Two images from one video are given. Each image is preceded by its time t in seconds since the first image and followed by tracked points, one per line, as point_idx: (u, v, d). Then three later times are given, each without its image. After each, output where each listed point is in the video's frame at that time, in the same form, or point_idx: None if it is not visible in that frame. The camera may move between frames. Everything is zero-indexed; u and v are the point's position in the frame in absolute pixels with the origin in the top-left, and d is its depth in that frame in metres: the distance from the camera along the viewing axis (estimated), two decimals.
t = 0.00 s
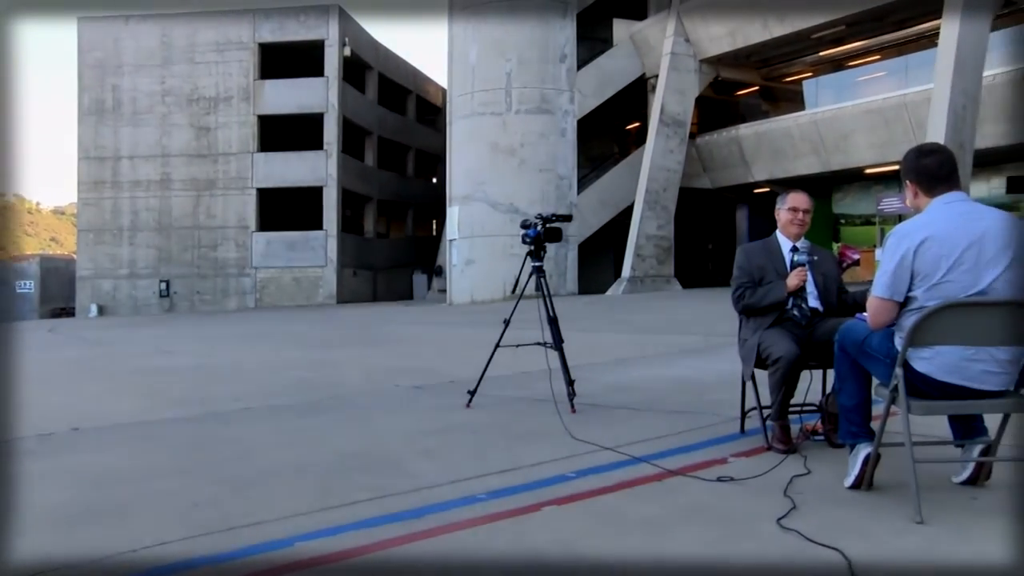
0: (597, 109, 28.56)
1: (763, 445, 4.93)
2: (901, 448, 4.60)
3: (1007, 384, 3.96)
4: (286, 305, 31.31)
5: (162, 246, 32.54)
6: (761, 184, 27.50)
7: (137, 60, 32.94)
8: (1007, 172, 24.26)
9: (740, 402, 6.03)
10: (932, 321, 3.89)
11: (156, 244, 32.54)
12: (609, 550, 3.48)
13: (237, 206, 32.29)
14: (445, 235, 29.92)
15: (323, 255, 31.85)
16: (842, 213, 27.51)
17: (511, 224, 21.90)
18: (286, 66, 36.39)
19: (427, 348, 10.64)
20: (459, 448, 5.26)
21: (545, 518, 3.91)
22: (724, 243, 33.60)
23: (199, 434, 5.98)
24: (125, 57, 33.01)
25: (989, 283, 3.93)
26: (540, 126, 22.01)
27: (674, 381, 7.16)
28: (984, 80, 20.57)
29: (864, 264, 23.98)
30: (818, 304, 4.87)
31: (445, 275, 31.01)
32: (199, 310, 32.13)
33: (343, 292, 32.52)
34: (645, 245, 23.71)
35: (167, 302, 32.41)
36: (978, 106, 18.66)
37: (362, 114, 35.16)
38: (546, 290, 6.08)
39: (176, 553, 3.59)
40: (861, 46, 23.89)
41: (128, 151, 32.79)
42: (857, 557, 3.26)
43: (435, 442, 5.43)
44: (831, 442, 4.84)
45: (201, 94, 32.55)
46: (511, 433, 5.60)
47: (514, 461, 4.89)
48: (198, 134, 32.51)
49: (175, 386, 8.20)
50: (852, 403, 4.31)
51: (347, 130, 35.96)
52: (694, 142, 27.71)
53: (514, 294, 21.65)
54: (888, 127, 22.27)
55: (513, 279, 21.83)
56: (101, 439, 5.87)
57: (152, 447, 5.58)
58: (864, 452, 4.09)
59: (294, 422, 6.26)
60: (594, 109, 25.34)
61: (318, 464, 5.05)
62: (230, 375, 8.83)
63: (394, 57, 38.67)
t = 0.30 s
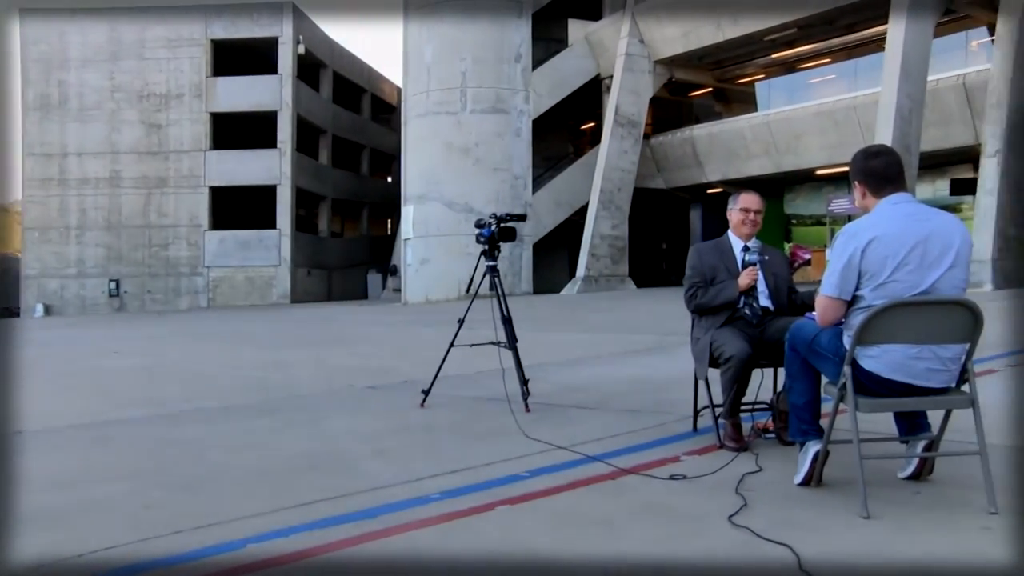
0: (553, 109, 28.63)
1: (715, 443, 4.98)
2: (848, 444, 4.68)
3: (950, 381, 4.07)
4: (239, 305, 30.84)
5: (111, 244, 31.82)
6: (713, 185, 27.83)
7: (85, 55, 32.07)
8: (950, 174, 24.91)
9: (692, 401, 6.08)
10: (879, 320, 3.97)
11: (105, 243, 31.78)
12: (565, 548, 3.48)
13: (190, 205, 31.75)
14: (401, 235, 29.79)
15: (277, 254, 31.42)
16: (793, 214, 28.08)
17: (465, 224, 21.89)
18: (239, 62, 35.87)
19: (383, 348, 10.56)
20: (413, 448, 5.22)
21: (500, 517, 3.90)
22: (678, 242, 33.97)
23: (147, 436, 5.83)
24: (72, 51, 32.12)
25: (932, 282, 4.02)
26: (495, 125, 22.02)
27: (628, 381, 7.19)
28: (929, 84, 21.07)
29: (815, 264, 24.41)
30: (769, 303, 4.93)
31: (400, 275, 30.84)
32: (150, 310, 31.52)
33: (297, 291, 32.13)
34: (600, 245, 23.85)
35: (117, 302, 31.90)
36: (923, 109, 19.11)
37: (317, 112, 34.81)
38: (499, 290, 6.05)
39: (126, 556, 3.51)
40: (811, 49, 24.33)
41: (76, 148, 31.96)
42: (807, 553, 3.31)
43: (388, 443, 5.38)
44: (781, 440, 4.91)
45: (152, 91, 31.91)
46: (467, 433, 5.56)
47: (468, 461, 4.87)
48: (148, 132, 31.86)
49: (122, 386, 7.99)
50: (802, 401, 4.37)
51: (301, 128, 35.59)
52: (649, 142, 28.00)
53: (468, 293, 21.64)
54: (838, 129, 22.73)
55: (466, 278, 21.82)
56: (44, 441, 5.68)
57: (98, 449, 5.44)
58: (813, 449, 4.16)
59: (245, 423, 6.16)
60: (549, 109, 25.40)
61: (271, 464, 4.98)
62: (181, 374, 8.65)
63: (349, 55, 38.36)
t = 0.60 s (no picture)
0: (513, 108, 28.63)
1: (673, 442, 5.02)
2: (802, 443, 4.75)
3: (901, 380, 4.15)
4: (197, 305, 30.40)
5: (65, 244, 31.09)
6: (673, 186, 28.07)
7: (36, 49, 30.99)
8: (903, 176, 25.44)
9: (650, 402, 6.12)
10: (834, 320, 4.04)
11: (58, 243, 31.04)
12: (523, 548, 3.48)
13: (145, 204, 31.23)
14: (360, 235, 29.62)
15: (235, 255, 31.09)
16: (751, 215, 28.48)
17: (425, 224, 21.84)
18: (195, 60, 35.37)
19: (339, 348, 10.48)
20: (370, 449, 5.18)
21: (458, 518, 3.89)
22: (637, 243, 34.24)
23: (97, 439, 5.70)
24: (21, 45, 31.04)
25: (885, 283, 4.10)
26: (456, 125, 22.02)
27: (586, 381, 7.22)
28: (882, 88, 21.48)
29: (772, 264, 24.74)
30: (727, 304, 4.98)
31: (360, 275, 30.66)
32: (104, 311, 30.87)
33: (255, 291, 31.78)
34: (559, 245, 23.93)
35: (70, 303, 30.83)
36: (877, 112, 19.46)
37: (275, 111, 34.48)
38: (459, 291, 6.02)
39: (77, 561, 3.43)
40: (767, 52, 24.70)
41: (26, 145, 31.11)
42: (763, 551, 3.34)
43: (344, 444, 5.34)
44: (738, 439, 4.96)
45: (106, 88, 31.33)
46: (426, 434, 5.54)
47: (426, 462, 4.85)
48: (103, 130, 31.27)
49: (71, 389, 7.80)
50: (758, 400, 4.43)
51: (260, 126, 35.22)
52: (608, 143, 28.12)
53: (427, 294, 21.59)
54: (794, 132, 23.13)
55: (426, 279, 21.77)
56: None
57: (45, 453, 5.30)
58: (769, 447, 4.22)
59: (200, 425, 6.07)
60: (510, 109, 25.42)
61: (225, 466, 4.91)
62: (131, 377, 8.48)
63: (308, 54, 38.08)
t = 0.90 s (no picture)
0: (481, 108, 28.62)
1: (640, 442, 5.03)
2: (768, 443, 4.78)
3: (864, 379, 4.20)
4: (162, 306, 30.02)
5: (26, 244, 30.53)
6: (641, 186, 28.21)
7: None
8: (867, 178, 25.81)
9: (618, 402, 6.14)
10: (797, 321, 4.07)
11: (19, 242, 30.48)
12: (491, 548, 3.47)
13: (109, 203, 30.78)
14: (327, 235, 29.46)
15: (202, 255, 30.72)
16: (718, 216, 28.76)
17: (392, 224, 21.80)
18: (160, 57, 34.92)
19: (306, 349, 10.42)
20: (339, 450, 5.14)
21: (428, 518, 3.88)
22: (606, 243, 34.40)
23: (57, 441, 5.60)
24: None
25: (848, 283, 4.15)
26: (424, 125, 21.99)
27: (554, 381, 7.23)
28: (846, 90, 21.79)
29: (739, 265, 24.99)
30: (693, 304, 5.01)
31: (327, 275, 30.47)
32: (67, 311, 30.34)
33: (221, 292, 31.44)
34: (527, 245, 23.94)
35: (30, 304, 30.13)
36: (841, 114, 19.69)
37: (242, 110, 34.14)
38: (427, 291, 5.98)
39: (37, 567, 3.36)
40: (734, 54, 24.91)
41: None
42: (729, 550, 3.36)
43: (312, 445, 5.30)
44: (705, 438, 4.99)
45: (69, 85, 30.84)
46: (394, 434, 5.52)
47: (394, 462, 4.83)
48: (65, 128, 30.78)
49: (31, 390, 7.67)
50: (724, 400, 4.45)
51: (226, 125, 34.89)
52: (576, 144, 28.20)
53: (395, 294, 21.55)
54: (761, 133, 23.42)
55: (393, 279, 21.75)
56: None
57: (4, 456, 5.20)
58: (735, 447, 4.24)
59: (164, 426, 5.98)
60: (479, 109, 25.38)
61: (191, 468, 4.84)
62: (93, 378, 8.36)
63: (275, 52, 37.76)
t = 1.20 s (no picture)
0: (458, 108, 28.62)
1: (616, 442, 5.04)
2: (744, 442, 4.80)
3: (838, 379, 4.24)
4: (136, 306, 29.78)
5: None
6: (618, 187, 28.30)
7: None
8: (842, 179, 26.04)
9: (595, 402, 6.15)
10: (772, 321, 4.10)
11: None
12: (468, 548, 3.46)
13: (82, 202, 30.46)
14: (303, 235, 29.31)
15: (177, 254, 30.51)
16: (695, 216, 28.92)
17: (369, 224, 21.74)
18: (134, 54, 34.60)
19: (282, 349, 10.36)
20: (315, 450, 5.12)
21: (404, 518, 3.86)
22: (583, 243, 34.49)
23: (29, 443, 5.53)
24: None
25: (822, 284, 4.18)
26: (401, 125, 21.98)
27: (531, 382, 7.23)
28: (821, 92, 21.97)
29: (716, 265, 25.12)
30: (669, 304, 5.02)
31: (304, 275, 30.36)
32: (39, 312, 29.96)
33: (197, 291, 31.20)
34: (504, 246, 23.95)
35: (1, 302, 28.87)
36: (815, 117, 19.87)
37: (218, 109, 33.89)
38: (403, 292, 5.95)
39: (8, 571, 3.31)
40: (711, 55, 25.04)
41: None
42: (704, 550, 3.37)
43: (287, 445, 5.27)
44: (681, 438, 5.00)
45: (40, 83, 30.50)
46: (370, 435, 5.50)
47: (371, 462, 4.81)
48: (37, 126, 30.43)
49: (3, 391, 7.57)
50: (700, 400, 4.48)
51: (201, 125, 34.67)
52: (552, 145, 28.25)
53: (371, 294, 21.51)
54: (737, 134, 23.58)
55: (370, 279, 21.71)
56: None
57: None
58: (711, 446, 4.26)
59: (135, 428, 5.91)
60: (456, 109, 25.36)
61: (164, 470, 4.79)
62: (65, 378, 8.27)
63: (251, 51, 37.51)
